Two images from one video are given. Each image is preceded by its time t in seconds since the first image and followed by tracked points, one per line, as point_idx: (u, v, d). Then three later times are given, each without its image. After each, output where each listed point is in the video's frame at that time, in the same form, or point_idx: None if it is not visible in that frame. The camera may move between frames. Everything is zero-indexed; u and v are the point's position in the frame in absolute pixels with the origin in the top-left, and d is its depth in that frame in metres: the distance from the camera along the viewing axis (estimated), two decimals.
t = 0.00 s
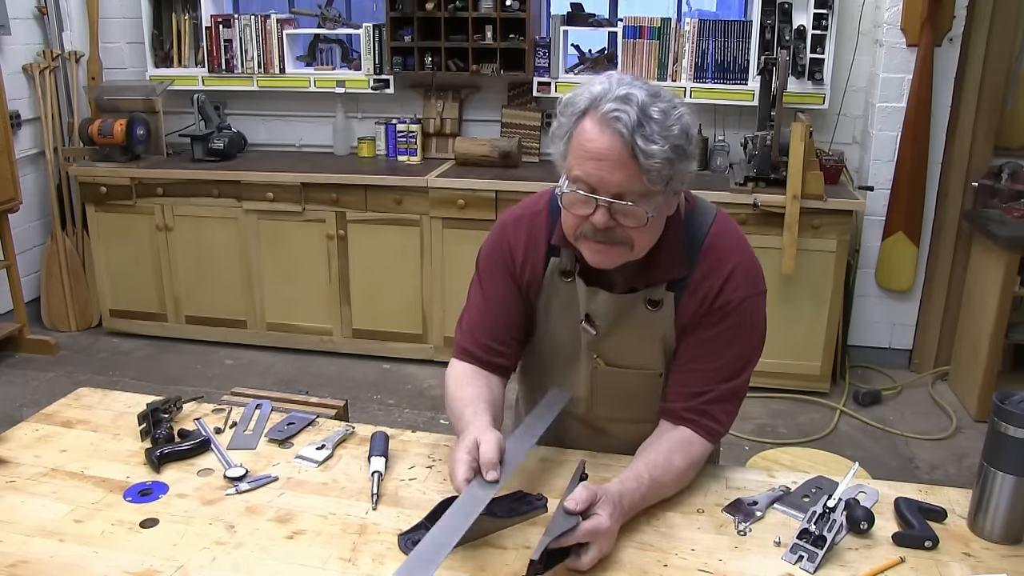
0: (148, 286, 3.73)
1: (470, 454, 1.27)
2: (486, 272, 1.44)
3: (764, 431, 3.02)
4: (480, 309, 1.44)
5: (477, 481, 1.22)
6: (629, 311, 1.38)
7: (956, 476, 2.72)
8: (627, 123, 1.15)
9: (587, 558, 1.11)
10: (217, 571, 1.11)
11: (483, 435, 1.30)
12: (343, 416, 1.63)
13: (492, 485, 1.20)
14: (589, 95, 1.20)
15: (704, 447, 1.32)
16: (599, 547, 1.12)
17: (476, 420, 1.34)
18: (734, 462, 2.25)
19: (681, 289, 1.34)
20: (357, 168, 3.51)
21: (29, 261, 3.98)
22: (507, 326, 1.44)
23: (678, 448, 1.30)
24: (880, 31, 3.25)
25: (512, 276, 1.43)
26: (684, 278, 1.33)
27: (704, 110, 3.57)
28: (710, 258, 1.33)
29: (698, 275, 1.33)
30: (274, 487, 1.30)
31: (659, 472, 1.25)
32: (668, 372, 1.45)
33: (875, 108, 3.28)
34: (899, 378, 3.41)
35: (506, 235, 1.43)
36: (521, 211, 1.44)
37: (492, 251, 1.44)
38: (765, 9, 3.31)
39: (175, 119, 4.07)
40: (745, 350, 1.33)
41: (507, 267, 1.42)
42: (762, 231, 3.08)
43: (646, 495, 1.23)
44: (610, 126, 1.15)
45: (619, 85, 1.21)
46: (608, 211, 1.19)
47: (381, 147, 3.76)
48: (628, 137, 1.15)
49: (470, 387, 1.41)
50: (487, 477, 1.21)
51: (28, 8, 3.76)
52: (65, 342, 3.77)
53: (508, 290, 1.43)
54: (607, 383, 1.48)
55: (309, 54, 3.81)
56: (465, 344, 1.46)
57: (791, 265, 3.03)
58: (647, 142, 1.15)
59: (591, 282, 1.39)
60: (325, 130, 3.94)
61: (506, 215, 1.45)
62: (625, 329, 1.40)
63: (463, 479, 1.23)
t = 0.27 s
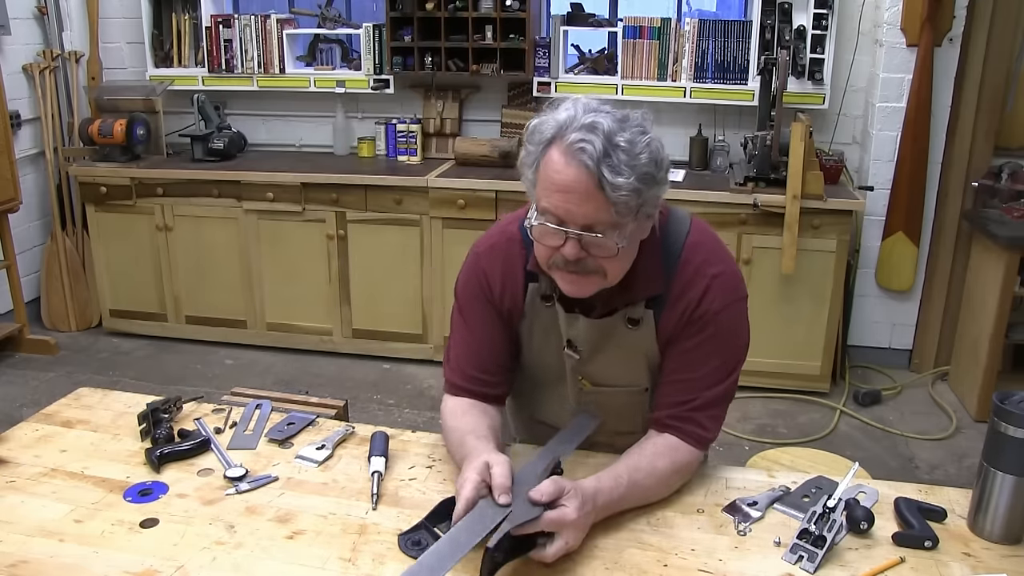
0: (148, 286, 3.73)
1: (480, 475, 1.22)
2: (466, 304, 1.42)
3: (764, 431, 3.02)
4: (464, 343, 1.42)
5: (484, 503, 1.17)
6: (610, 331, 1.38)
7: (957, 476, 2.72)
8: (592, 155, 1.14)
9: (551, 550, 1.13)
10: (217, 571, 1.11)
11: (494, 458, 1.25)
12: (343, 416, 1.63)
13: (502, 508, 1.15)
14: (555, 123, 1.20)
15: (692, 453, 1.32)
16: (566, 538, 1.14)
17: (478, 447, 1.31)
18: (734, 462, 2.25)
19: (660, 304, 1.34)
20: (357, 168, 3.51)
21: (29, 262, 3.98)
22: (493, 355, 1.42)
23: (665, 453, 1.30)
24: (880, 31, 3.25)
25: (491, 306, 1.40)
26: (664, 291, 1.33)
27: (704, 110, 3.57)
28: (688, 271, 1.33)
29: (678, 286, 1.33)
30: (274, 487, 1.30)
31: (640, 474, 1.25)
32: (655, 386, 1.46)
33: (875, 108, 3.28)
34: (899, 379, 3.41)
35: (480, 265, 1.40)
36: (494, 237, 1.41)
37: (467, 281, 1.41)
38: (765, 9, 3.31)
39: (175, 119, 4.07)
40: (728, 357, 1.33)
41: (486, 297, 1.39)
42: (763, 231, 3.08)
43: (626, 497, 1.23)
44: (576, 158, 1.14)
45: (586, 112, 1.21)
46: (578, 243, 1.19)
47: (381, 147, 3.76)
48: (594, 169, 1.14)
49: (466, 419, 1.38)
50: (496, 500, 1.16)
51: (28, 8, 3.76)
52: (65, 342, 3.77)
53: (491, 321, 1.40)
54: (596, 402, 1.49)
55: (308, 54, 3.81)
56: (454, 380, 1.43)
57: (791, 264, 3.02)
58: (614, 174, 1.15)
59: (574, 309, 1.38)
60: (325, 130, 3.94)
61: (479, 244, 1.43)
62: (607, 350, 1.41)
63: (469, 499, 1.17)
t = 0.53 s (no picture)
0: (147, 286, 3.74)
1: (492, 476, 1.22)
2: (451, 311, 1.41)
3: (764, 431, 3.02)
4: (451, 351, 1.42)
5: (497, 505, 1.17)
6: (600, 335, 1.38)
7: (957, 476, 2.72)
8: (579, 163, 1.14)
9: (553, 551, 1.13)
10: (217, 571, 1.11)
11: (505, 459, 1.26)
12: (343, 416, 1.63)
13: (515, 508, 1.15)
14: (539, 130, 1.20)
15: (692, 453, 1.33)
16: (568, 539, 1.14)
17: (485, 451, 1.31)
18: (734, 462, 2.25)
19: (649, 307, 1.34)
20: (357, 168, 3.51)
21: (29, 262, 3.98)
22: (481, 359, 1.42)
23: (664, 454, 1.31)
24: (880, 31, 3.25)
25: (477, 312, 1.40)
26: (653, 292, 1.34)
27: (704, 110, 3.57)
28: (675, 272, 1.34)
29: (667, 288, 1.33)
30: (274, 487, 1.30)
31: (641, 475, 1.26)
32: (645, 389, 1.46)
33: (875, 108, 3.28)
34: (898, 379, 3.41)
35: (462, 270, 1.40)
36: (475, 243, 1.41)
37: (450, 288, 1.41)
38: (765, 9, 3.31)
39: (175, 119, 4.07)
40: (720, 356, 1.34)
41: (472, 303, 1.39)
42: (763, 231, 3.08)
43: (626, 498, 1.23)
44: (563, 166, 1.14)
45: (569, 118, 1.21)
46: (568, 252, 1.19)
47: (381, 147, 3.76)
48: (582, 177, 1.14)
49: (460, 425, 1.38)
50: (510, 501, 1.17)
51: (28, 8, 3.76)
52: (65, 342, 3.77)
53: (478, 327, 1.40)
54: (587, 407, 1.48)
55: (308, 54, 3.81)
56: (444, 388, 1.43)
57: (791, 264, 3.02)
58: (602, 182, 1.15)
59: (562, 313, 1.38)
60: (325, 130, 3.94)
61: (460, 250, 1.43)
62: (597, 352, 1.40)
63: (484, 500, 1.18)
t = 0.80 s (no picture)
0: (147, 286, 3.73)
1: (492, 490, 1.20)
2: (448, 315, 1.41)
3: (764, 431, 3.02)
4: (449, 355, 1.42)
5: (499, 519, 1.16)
6: (601, 335, 1.38)
7: (957, 476, 2.72)
8: (573, 174, 1.14)
9: (558, 557, 1.12)
10: (217, 571, 1.11)
11: (504, 471, 1.24)
12: (343, 416, 1.63)
13: (517, 523, 1.14)
14: (532, 140, 1.19)
15: (692, 453, 1.33)
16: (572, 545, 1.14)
17: (486, 460, 1.30)
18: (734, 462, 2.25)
19: (648, 306, 1.34)
20: (357, 168, 3.51)
21: (29, 262, 3.98)
22: (478, 362, 1.42)
23: (664, 455, 1.31)
24: (880, 31, 3.25)
25: (474, 315, 1.39)
26: (651, 292, 1.34)
27: (704, 110, 3.57)
28: (672, 271, 1.34)
29: (664, 286, 1.33)
30: (274, 487, 1.30)
31: (641, 479, 1.26)
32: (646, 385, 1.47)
33: (875, 108, 3.28)
34: (898, 379, 3.41)
35: (460, 271, 1.39)
36: (471, 245, 1.40)
37: (446, 291, 1.40)
38: (765, 9, 3.31)
39: (175, 119, 4.07)
40: (718, 354, 1.34)
41: (469, 307, 1.39)
42: (763, 231, 3.08)
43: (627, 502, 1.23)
44: (558, 178, 1.14)
45: (562, 126, 1.20)
46: (566, 261, 1.19)
47: (381, 147, 3.76)
48: (577, 187, 1.14)
49: (457, 431, 1.37)
50: (510, 515, 1.16)
51: (28, 8, 3.76)
52: (65, 342, 3.77)
53: (476, 331, 1.40)
54: (588, 405, 1.48)
55: (308, 54, 3.81)
56: (442, 392, 1.43)
57: (791, 265, 3.02)
58: (597, 192, 1.15)
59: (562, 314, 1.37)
60: (325, 130, 3.94)
61: (456, 251, 1.42)
62: (599, 352, 1.40)
63: (484, 516, 1.16)
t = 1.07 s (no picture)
0: (147, 286, 3.74)
1: (494, 494, 1.20)
2: (458, 315, 1.41)
3: (764, 431, 3.02)
4: (459, 354, 1.42)
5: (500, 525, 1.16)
6: (612, 335, 1.38)
7: (957, 476, 2.71)
8: (578, 179, 1.14)
9: (561, 557, 1.12)
10: (217, 571, 1.11)
11: (506, 475, 1.24)
12: (343, 416, 1.63)
13: (518, 526, 1.14)
14: (538, 144, 1.19)
15: (696, 453, 1.33)
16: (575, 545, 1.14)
17: (488, 461, 1.29)
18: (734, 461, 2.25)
19: (656, 305, 1.34)
20: (357, 168, 3.51)
21: (29, 261, 3.98)
22: (488, 362, 1.42)
23: (668, 454, 1.31)
24: (880, 31, 3.25)
25: (484, 316, 1.40)
26: (659, 290, 1.34)
27: (705, 110, 3.57)
28: (680, 269, 1.34)
29: (672, 284, 1.33)
30: (274, 487, 1.30)
31: (644, 480, 1.25)
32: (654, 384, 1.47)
33: (875, 108, 3.28)
34: (898, 379, 3.41)
35: (471, 272, 1.39)
36: (482, 246, 1.40)
37: (456, 291, 1.40)
38: (765, 9, 3.31)
39: (175, 119, 4.07)
40: (724, 354, 1.34)
41: (481, 307, 1.39)
42: (763, 231, 3.08)
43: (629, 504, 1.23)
44: (562, 184, 1.14)
45: (568, 130, 1.20)
46: (572, 264, 1.20)
47: (381, 147, 3.76)
48: (581, 193, 1.14)
49: (464, 431, 1.37)
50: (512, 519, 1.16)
51: (28, 8, 3.76)
52: (65, 342, 3.77)
53: (487, 331, 1.40)
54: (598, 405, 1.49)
55: (308, 54, 3.81)
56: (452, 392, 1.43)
57: (791, 265, 3.02)
58: (602, 197, 1.15)
59: (573, 315, 1.38)
60: (325, 130, 3.94)
61: (467, 252, 1.42)
62: (609, 352, 1.41)
63: (486, 521, 1.16)
